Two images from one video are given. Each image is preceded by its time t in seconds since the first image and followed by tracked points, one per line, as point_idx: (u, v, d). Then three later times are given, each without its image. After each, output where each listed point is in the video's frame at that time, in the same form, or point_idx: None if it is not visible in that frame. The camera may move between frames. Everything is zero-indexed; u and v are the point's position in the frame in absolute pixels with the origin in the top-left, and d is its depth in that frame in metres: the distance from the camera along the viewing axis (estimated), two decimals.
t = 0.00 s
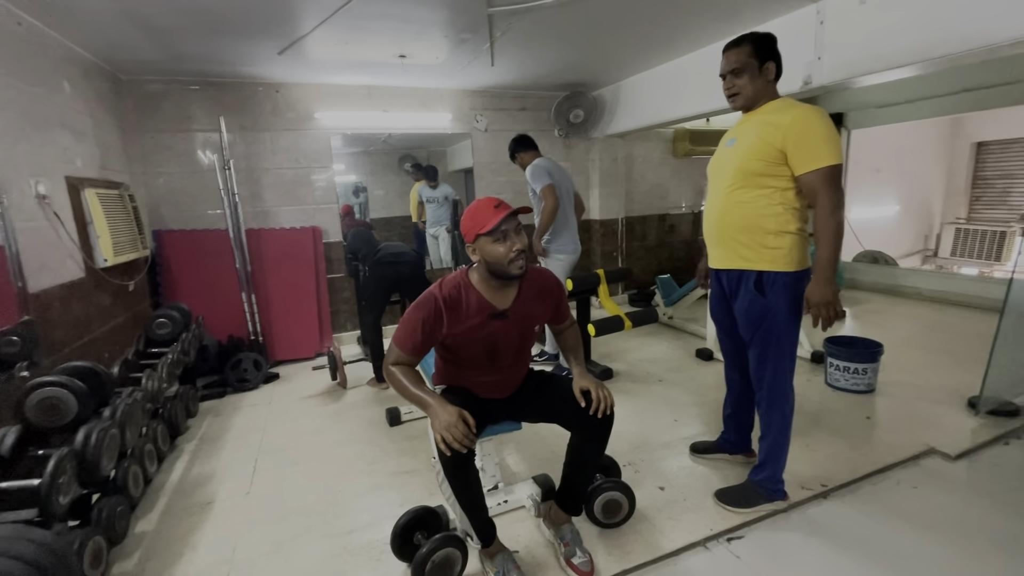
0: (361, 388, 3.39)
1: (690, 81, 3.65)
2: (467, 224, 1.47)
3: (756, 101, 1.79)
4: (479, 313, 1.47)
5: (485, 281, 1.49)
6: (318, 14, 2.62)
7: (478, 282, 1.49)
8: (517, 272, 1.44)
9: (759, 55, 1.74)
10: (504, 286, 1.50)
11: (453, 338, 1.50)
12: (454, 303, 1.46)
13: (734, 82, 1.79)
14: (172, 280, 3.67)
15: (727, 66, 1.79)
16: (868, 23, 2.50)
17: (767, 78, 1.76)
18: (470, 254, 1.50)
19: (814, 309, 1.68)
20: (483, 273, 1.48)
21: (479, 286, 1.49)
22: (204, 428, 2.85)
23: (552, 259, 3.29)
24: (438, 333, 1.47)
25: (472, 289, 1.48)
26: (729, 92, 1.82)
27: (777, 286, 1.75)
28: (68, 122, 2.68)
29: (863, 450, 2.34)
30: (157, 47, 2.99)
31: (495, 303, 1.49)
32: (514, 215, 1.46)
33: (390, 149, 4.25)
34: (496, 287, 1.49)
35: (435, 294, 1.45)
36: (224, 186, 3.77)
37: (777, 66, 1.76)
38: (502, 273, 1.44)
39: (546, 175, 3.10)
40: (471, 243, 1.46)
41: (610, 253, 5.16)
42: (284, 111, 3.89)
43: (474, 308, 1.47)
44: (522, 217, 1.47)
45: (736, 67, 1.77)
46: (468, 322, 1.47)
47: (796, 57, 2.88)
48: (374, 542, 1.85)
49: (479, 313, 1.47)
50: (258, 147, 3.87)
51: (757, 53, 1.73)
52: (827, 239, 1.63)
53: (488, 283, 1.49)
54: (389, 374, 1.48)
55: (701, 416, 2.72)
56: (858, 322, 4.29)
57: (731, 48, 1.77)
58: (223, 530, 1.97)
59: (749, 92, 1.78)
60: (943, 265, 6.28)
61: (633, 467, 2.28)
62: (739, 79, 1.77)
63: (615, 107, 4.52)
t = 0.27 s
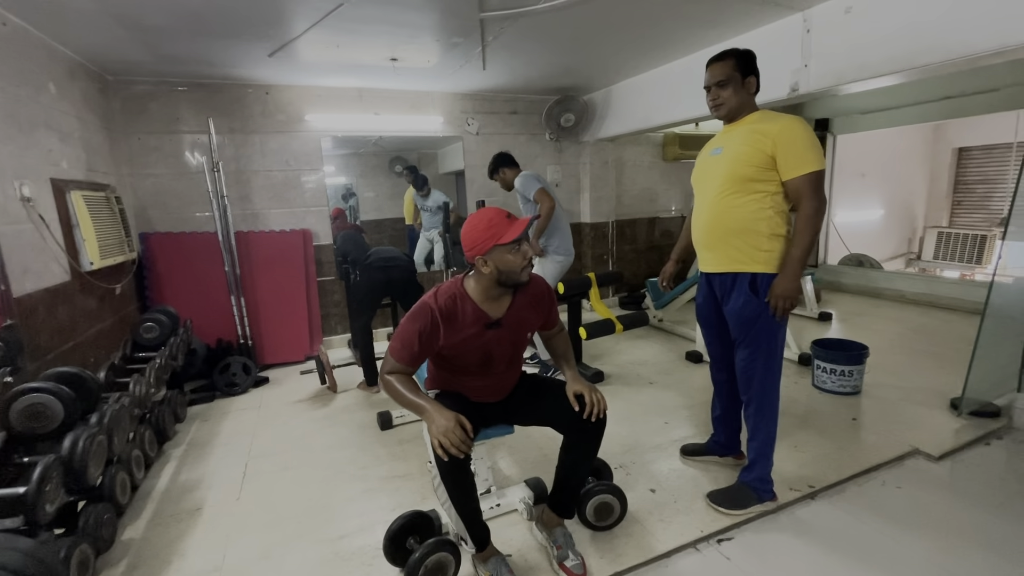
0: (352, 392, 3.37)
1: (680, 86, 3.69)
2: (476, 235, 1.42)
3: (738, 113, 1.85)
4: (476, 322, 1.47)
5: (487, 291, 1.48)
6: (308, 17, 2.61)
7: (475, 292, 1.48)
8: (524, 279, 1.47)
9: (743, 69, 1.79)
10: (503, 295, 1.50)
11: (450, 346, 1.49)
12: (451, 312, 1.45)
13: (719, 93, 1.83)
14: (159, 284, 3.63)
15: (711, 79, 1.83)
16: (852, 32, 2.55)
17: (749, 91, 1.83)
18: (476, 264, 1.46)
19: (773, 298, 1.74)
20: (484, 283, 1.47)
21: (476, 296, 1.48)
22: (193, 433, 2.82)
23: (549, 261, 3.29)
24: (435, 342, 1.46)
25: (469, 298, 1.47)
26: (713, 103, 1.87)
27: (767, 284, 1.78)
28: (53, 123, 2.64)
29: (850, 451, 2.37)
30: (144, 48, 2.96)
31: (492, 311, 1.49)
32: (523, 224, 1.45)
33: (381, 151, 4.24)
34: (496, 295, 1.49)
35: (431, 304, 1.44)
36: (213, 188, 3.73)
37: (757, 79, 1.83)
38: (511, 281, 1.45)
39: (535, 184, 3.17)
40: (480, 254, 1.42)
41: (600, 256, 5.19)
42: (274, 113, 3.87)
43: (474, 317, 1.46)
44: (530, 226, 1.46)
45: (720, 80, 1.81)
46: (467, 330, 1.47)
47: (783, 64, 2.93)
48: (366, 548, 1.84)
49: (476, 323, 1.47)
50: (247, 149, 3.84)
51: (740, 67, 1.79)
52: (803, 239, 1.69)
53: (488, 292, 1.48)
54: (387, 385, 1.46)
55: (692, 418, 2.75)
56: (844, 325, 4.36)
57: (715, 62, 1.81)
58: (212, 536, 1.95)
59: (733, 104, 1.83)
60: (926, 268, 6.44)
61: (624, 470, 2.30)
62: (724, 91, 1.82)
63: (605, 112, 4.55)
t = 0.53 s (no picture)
0: (345, 394, 3.36)
1: (672, 90, 3.73)
2: (480, 235, 1.41)
3: (732, 119, 1.88)
4: (477, 323, 1.47)
5: (488, 291, 1.48)
6: (303, 18, 2.61)
7: (475, 293, 1.49)
8: (525, 278, 1.51)
9: (738, 75, 1.82)
10: (502, 295, 1.51)
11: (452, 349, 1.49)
12: (452, 314, 1.45)
13: (714, 99, 1.86)
14: (150, 285, 3.60)
15: (707, 85, 1.85)
16: (842, 39, 2.59)
17: (743, 98, 1.86)
18: (480, 265, 1.45)
19: (769, 297, 1.77)
20: (485, 284, 1.48)
21: (476, 297, 1.48)
22: (184, 435, 2.80)
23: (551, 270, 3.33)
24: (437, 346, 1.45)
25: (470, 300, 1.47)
26: (708, 108, 1.89)
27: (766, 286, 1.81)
28: (43, 123, 2.61)
29: (840, 452, 2.40)
30: (136, 48, 2.94)
31: (492, 312, 1.50)
32: (525, 224, 1.46)
33: (374, 152, 4.23)
34: (496, 295, 1.50)
35: (431, 308, 1.43)
36: (205, 189, 3.71)
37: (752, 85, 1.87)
38: (514, 280, 1.48)
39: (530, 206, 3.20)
40: (486, 255, 1.42)
41: (593, 258, 5.21)
42: (267, 114, 3.85)
43: (476, 318, 1.47)
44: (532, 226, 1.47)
45: (716, 86, 1.83)
46: (468, 332, 1.47)
47: (774, 69, 2.96)
48: (361, 550, 1.84)
49: (477, 324, 1.47)
50: (240, 150, 3.82)
51: (734, 74, 1.81)
52: (798, 240, 1.72)
53: (488, 293, 1.49)
54: (394, 395, 1.44)
55: (685, 419, 2.77)
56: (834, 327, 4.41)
57: (711, 69, 1.83)
58: (205, 540, 1.94)
59: (727, 109, 1.86)
60: (914, 270, 6.54)
61: (618, 471, 2.31)
62: (719, 97, 1.85)
63: (598, 115, 4.58)
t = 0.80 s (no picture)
0: (342, 394, 3.35)
1: (669, 92, 3.74)
2: (480, 233, 1.41)
3: (741, 118, 1.89)
4: (476, 322, 1.47)
5: (488, 290, 1.48)
6: (302, 17, 2.60)
7: (477, 293, 1.48)
8: (526, 277, 1.50)
9: (748, 74, 1.83)
10: (502, 294, 1.51)
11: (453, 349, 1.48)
12: (452, 312, 1.45)
13: (724, 98, 1.87)
14: (145, 285, 3.58)
15: (718, 83, 1.86)
16: (838, 42, 2.61)
17: (753, 97, 1.87)
18: (479, 263, 1.45)
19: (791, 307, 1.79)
20: (486, 283, 1.47)
21: (475, 296, 1.48)
22: (180, 436, 2.78)
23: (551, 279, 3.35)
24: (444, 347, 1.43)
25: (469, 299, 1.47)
26: (718, 107, 1.90)
27: (773, 288, 1.82)
28: (39, 121, 2.59)
29: (837, 452, 2.41)
30: (132, 46, 2.93)
31: (493, 311, 1.50)
32: (526, 223, 1.46)
33: (371, 152, 4.22)
34: (496, 295, 1.50)
35: (434, 303, 1.44)
36: (202, 189, 3.69)
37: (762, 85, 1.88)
38: (514, 279, 1.47)
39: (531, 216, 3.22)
40: (485, 253, 1.42)
41: (591, 259, 5.22)
42: (264, 114, 3.84)
43: (476, 317, 1.47)
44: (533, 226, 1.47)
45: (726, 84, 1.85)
46: (469, 331, 1.47)
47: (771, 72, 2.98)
48: (359, 552, 1.83)
49: (477, 322, 1.47)
50: (237, 149, 3.80)
51: (746, 73, 1.83)
52: (810, 245, 1.73)
53: (488, 292, 1.48)
54: (417, 407, 1.41)
55: (683, 420, 2.77)
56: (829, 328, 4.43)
57: (722, 66, 1.85)
58: (202, 541, 1.93)
59: (737, 109, 1.87)
60: (908, 272, 6.58)
61: (617, 472, 2.31)
62: (729, 96, 1.86)
63: (596, 116, 4.59)
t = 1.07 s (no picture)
0: (342, 394, 3.35)
1: (670, 93, 3.74)
2: (489, 241, 1.40)
3: (759, 117, 1.87)
4: (479, 328, 1.48)
5: (495, 297, 1.48)
6: (303, 17, 2.60)
7: (483, 298, 1.48)
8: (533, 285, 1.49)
9: (769, 72, 1.81)
10: (508, 301, 1.51)
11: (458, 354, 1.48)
12: (457, 317, 1.45)
13: (743, 95, 1.84)
14: (144, 285, 3.58)
15: (737, 80, 1.84)
16: (839, 44, 2.62)
17: (774, 95, 1.84)
18: (486, 270, 1.45)
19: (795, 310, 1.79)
20: (493, 289, 1.47)
21: (481, 302, 1.48)
22: (180, 436, 2.78)
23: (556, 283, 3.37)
24: (450, 353, 1.43)
25: (474, 305, 1.47)
26: (736, 105, 1.88)
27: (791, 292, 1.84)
28: (39, 119, 2.59)
29: (837, 453, 2.42)
30: (133, 45, 2.92)
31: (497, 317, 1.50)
32: (536, 231, 1.44)
33: (371, 152, 4.22)
34: (503, 301, 1.49)
35: (440, 306, 1.44)
36: (202, 188, 3.68)
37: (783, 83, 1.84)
38: (521, 287, 1.47)
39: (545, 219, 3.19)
40: (493, 260, 1.41)
41: (590, 259, 5.22)
42: (265, 113, 3.83)
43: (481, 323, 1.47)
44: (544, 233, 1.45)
45: (745, 81, 1.82)
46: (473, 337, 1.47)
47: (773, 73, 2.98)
48: (361, 552, 1.83)
49: (481, 328, 1.48)
50: (237, 149, 3.80)
51: (766, 70, 1.80)
52: (822, 247, 1.72)
53: (494, 298, 1.48)
54: (436, 415, 1.41)
55: (683, 421, 2.77)
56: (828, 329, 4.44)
57: (743, 63, 1.82)
58: (203, 541, 1.92)
59: (756, 107, 1.84)
60: (906, 274, 6.60)
61: (617, 472, 2.32)
62: (749, 93, 1.83)
63: (596, 117, 4.59)
